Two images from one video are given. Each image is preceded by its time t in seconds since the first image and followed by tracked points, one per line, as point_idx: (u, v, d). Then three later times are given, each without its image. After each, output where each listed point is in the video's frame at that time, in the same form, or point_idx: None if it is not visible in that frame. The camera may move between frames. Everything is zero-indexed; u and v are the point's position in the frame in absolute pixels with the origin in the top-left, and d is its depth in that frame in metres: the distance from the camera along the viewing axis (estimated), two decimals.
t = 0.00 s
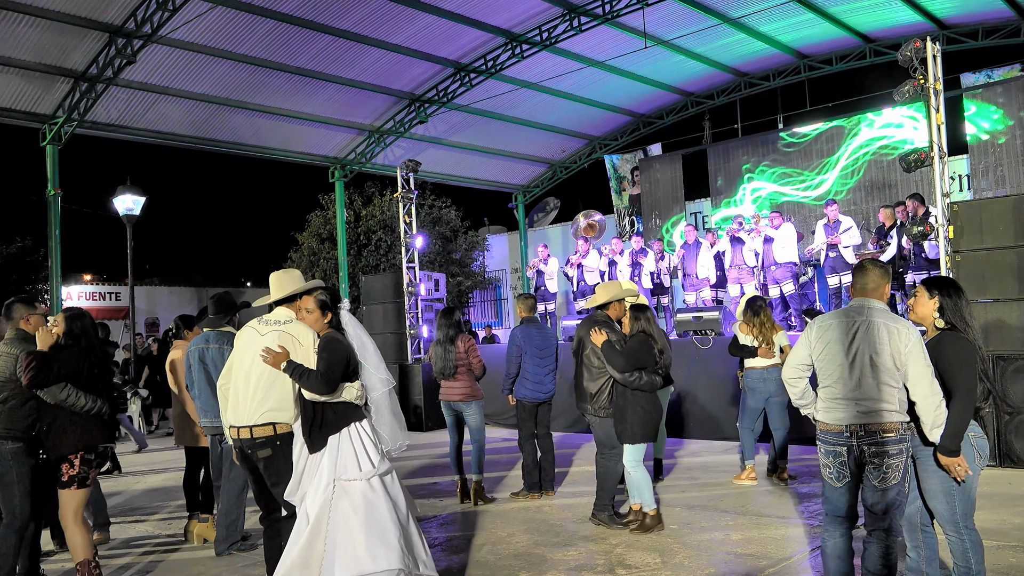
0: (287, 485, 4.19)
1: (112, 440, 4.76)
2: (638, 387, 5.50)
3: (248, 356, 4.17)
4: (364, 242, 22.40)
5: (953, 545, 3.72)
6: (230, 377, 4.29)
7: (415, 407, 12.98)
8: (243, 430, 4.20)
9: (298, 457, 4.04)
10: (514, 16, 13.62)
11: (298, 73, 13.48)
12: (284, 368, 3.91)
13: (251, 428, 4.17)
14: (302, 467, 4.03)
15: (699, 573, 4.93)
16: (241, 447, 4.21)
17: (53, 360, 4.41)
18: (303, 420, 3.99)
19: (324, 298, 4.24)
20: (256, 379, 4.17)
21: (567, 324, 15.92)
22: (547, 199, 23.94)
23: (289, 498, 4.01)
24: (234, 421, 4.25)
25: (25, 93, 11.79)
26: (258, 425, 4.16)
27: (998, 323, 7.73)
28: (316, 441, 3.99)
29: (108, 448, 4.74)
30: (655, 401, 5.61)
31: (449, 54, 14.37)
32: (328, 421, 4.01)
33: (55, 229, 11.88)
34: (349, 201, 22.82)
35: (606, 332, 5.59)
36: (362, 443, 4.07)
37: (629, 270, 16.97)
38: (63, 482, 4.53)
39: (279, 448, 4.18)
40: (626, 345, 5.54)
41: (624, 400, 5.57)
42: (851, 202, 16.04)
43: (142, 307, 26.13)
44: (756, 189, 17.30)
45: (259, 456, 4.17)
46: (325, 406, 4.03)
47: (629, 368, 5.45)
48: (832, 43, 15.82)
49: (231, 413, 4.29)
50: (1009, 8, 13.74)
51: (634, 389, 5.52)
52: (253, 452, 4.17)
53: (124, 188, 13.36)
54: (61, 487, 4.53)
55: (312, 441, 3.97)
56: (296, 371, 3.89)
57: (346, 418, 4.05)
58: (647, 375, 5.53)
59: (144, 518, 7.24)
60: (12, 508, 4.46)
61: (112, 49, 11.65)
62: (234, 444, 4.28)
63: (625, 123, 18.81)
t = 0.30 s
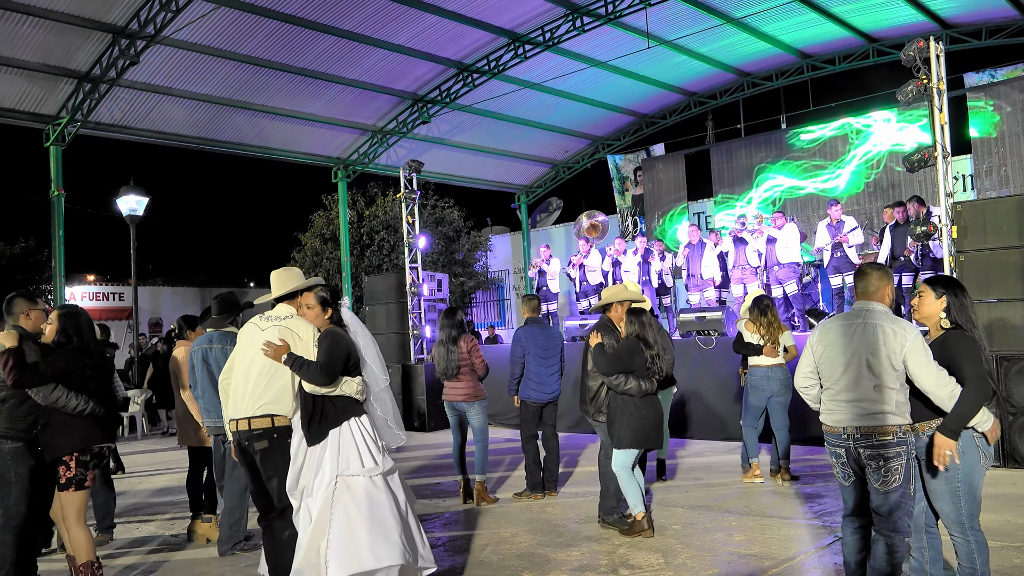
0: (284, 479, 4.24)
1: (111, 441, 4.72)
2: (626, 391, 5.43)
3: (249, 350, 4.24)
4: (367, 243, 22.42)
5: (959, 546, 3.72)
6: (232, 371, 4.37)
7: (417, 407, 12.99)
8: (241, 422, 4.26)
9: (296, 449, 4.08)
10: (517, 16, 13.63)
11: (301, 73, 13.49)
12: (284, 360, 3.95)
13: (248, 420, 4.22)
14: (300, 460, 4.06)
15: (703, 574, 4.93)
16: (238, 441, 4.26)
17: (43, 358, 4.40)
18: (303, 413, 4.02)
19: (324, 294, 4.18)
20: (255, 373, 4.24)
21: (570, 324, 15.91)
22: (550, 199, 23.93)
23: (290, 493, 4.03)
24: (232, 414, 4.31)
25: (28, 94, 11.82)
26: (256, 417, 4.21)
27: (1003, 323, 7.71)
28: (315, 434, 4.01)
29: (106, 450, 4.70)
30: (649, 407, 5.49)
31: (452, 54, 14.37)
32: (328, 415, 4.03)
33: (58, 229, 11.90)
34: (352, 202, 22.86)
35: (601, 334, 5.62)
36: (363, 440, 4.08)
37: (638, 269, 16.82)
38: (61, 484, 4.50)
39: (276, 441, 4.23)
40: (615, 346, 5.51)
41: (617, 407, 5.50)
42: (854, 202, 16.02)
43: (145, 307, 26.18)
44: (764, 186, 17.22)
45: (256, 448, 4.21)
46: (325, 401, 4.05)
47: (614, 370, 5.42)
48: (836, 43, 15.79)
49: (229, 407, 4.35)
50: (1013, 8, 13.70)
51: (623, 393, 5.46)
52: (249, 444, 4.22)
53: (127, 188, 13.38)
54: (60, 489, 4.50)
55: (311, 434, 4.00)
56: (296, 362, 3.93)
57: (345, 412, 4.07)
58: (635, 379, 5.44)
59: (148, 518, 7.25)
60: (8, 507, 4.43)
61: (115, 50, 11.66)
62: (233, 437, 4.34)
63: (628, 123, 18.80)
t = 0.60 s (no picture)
0: (282, 486, 4.25)
1: (104, 446, 4.57)
2: (618, 385, 5.45)
3: (247, 357, 4.25)
4: (369, 242, 22.44)
5: (962, 544, 3.62)
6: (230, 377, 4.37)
7: (420, 407, 13.00)
8: (238, 431, 4.28)
9: (294, 457, 4.10)
10: (519, 16, 13.63)
11: (304, 73, 13.51)
12: (282, 369, 3.93)
13: (245, 430, 4.24)
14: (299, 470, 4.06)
15: (706, 573, 4.93)
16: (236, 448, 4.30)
17: (23, 363, 4.28)
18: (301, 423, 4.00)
19: (324, 299, 4.18)
20: (253, 381, 4.25)
21: (572, 323, 15.89)
22: (552, 198, 23.92)
23: (287, 500, 4.06)
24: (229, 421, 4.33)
25: (31, 94, 11.84)
26: (253, 427, 4.23)
27: (1006, 322, 7.70)
28: (315, 442, 4.00)
29: (97, 455, 4.54)
30: (643, 404, 5.46)
31: (454, 54, 14.37)
32: (327, 423, 4.01)
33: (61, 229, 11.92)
34: (355, 201, 22.88)
35: (603, 331, 5.75)
36: (362, 449, 4.07)
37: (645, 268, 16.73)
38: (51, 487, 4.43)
39: (273, 450, 4.25)
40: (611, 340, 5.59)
41: (612, 403, 5.53)
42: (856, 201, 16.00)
43: (148, 307, 26.23)
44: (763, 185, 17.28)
45: (254, 457, 4.24)
46: (325, 409, 4.04)
47: (606, 363, 5.46)
48: (838, 42, 15.77)
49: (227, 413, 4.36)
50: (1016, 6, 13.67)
51: (616, 387, 5.48)
52: (248, 453, 4.25)
53: (130, 188, 13.40)
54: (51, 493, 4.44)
55: (309, 446, 3.99)
56: (292, 372, 3.91)
57: (346, 421, 4.06)
58: (628, 374, 5.44)
59: (151, 518, 7.27)
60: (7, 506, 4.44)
61: (118, 50, 11.68)
62: (231, 445, 4.37)
63: (631, 122, 18.79)
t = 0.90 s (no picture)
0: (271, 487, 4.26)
1: (72, 456, 4.42)
2: (623, 387, 5.49)
3: (237, 354, 4.27)
4: (370, 243, 22.45)
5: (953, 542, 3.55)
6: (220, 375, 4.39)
7: (420, 408, 13.00)
8: (226, 431, 4.29)
9: (281, 459, 4.09)
10: (519, 16, 13.64)
11: (304, 74, 13.51)
12: (270, 368, 3.95)
13: (233, 430, 4.25)
14: (288, 473, 4.06)
15: (707, 573, 4.93)
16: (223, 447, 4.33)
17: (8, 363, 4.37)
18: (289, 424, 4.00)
19: (317, 297, 4.18)
20: (243, 379, 4.26)
21: (573, 323, 15.91)
22: (552, 199, 23.92)
23: (276, 504, 4.05)
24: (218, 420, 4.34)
25: (31, 97, 11.87)
26: (240, 426, 4.24)
27: (1007, 322, 7.70)
28: (302, 444, 3.98)
29: (64, 466, 4.40)
30: (648, 403, 5.46)
31: (454, 54, 14.38)
32: (316, 424, 3.98)
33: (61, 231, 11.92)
34: (355, 202, 22.90)
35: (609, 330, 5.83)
36: (351, 452, 4.03)
37: (642, 268, 16.89)
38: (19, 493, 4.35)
39: (262, 451, 4.25)
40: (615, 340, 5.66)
41: (618, 405, 5.55)
42: (857, 200, 15.99)
43: (149, 309, 26.25)
44: (760, 186, 17.34)
45: (241, 457, 4.25)
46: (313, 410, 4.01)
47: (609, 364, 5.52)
48: (837, 41, 15.78)
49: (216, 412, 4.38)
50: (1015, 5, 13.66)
51: (621, 389, 5.51)
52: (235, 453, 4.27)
53: (130, 190, 13.41)
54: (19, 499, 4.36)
55: (297, 448, 3.98)
56: (280, 371, 3.93)
57: (335, 421, 4.03)
58: (632, 375, 5.48)
59: (151, 519, 7.28)
60: None
61: (118, 51, 11.69)
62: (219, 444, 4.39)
63: (631, 122, 18.79)
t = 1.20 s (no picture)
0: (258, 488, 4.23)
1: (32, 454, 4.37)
2: (651, 391, 5.40)
3: (227, 351, 4.21)
4: (371, 244, 22.48)
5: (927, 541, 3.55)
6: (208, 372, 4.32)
7: (420, 408, 13.00)
8: (214, 429, 4.25)
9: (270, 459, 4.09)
10: (519, 16, 13.64)
11: (304, 74, 13.52)
12: (262, 365, 3.93)
13: (222, 429, 4.21)
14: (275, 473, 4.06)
15: (708, 573, 4.93)
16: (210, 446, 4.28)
17: None
18: (281, 423, 4.02)
19: (308, 295, 4.15)
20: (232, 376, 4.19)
21: (573, 323, 15.96)
22: (553, 199, 23.92)
23: (263, 506, 4.04)
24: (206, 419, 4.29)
25: (31, 98, 11.88)
26: (230, 425, 4.20)
27: (1008, 322, 7.69)
28: (292, 444, 4.01)
29: (24, 465, 4.35)
30: (673, 404, 5.43)
31: (454, 55, 14.38)
32: (307, 424, 4.03)
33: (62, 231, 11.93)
34: (356, 202, 22.92)
35: (629, 333, 5.68)
36: (335, 447, 4.05)
37: (639, 269, 16.99)
38: None
39: (252, 450, 4.22)
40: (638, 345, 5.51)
41: (642, 406, 5.49)
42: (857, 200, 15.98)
43: (150, 309, 26.28)
44: (760, 184, 17.33)
45: (230, 458, 4.21)
46: (306, 408, 4.04)
47: (637, 370, 5.36)
48: (837, 41, 15.78)
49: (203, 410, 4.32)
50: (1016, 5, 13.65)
51: (647, 392, 5.43)
52: (223, 453, 4.23)
53: (131, 191, 13.42)
54: None
55: (287, 448, 4.01)
56: (272, 368, 3.93)
57: (325, 421, 4.08)
58: (659, 377, 5.38)
59: (151, 520, 7.29)
60: None
61: (118, 52, 11.70)
62: (204, 443, 4.33)
63: (631, 122, 18.79)
